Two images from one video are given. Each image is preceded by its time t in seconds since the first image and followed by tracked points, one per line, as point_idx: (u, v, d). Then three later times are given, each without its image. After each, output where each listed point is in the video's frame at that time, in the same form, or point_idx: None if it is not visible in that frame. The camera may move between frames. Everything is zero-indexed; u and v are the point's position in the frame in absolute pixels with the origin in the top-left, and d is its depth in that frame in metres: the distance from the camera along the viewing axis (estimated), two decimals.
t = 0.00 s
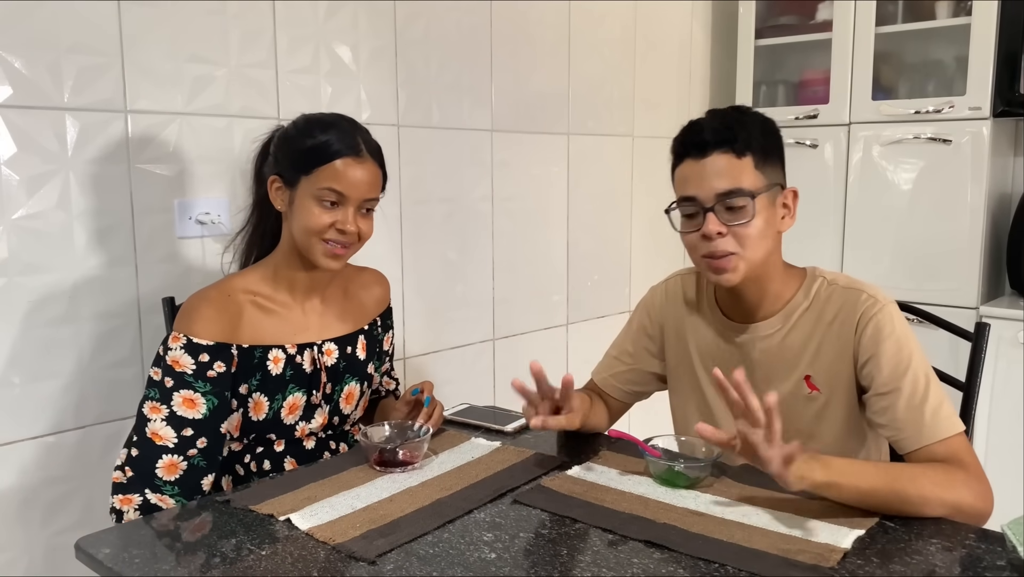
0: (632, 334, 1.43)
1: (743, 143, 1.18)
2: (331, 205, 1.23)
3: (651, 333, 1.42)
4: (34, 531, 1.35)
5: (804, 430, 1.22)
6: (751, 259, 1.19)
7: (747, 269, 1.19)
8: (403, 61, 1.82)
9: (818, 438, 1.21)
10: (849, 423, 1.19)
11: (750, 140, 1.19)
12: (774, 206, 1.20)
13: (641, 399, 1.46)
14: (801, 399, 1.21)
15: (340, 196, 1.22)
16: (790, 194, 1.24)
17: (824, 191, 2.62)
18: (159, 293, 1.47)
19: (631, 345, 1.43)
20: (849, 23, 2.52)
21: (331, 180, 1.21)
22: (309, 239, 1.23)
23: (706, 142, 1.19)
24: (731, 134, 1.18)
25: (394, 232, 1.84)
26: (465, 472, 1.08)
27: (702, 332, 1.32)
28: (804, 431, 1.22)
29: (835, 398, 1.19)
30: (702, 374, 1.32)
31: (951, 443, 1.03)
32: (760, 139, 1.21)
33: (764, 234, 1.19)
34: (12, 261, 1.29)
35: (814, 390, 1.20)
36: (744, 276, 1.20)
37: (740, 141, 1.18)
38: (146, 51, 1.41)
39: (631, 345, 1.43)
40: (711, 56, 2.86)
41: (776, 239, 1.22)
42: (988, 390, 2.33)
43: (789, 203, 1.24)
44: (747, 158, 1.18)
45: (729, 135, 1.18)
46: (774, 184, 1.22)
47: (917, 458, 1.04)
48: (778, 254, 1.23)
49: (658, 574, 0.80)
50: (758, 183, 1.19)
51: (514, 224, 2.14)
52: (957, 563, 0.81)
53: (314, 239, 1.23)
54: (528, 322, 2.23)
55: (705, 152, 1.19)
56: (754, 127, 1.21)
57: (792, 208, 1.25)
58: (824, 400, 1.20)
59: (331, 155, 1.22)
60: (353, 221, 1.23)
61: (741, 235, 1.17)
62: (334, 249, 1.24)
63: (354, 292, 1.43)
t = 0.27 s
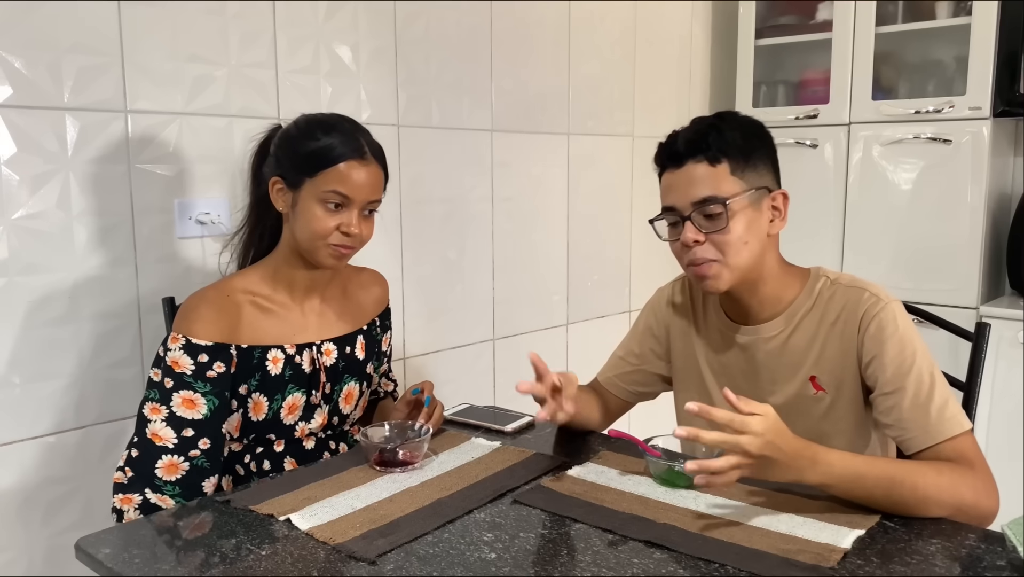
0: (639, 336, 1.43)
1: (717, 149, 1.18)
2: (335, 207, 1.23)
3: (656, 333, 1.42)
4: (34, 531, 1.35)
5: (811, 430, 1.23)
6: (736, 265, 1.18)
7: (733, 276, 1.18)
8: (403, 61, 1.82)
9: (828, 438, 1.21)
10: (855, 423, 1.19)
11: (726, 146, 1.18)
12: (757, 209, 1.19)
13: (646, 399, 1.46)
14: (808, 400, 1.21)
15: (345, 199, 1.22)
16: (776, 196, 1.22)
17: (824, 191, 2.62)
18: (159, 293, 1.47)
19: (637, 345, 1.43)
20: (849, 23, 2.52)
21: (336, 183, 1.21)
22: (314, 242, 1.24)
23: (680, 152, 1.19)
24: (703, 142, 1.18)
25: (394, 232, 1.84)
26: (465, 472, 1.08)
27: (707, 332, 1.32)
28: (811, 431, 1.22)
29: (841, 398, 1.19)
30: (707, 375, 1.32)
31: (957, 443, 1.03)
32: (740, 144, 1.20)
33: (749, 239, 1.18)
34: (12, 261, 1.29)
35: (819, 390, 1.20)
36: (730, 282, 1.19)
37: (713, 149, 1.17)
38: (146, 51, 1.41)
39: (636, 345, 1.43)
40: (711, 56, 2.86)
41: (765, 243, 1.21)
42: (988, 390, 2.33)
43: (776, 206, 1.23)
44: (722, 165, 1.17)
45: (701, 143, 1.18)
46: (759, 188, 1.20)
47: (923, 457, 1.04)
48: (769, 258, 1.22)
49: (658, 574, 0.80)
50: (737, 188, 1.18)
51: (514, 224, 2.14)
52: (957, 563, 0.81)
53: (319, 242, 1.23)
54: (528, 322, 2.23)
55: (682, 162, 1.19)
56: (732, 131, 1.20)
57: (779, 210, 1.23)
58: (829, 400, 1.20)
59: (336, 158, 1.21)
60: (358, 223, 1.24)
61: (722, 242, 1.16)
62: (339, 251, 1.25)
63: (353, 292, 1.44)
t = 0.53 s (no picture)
0: (633, 339, 1.43)
1: (755, 145, 1.19)
2: (342, 208, 1.23)
3: (650, 339, 1.42)
4: (34, 531, 1.35)
5: (808, 433, 1.22)
6: (755, 262, 1.19)
7: (750, 272, 1.19)
8: (403, 61, 1.82)
9: (825, 441, 1.21)
10: (851, 426, 1.19)
11: (763, 143, 1.19)
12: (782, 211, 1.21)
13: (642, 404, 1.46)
14: (804, 402, 1.21)
15: (352, 199, 1.23)
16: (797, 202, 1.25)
17: (824, 191, 2.62)
18: (159, 293, 1.47)
19: (632, 350, 1.43)
20: (849, 22, 2.52)
21: (343, 184, 1.22)
22: (321, 243, 1.24)
23: (719, 138, 1.19)
24: (745, 134, 1.18)
25: (394, 232, 1.84)
26: (465, 472, 1.08)
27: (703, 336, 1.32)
28: (807, 433, 1.22)
29: (837, 401, 1.19)
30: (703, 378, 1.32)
31: (953, 445, 1.03)
32: (773, 143, 1.21)
33: (770, 238, 1.19)
34: (12, 260, 1.29)
35: (816, 393, 1.20)
36: (746, 278, 1.20)
37: (753, 142, 1.18)
38: (146, 51, 1.41)
39: (631, 350, 1.43)
40: (711, 56, 2.86)
41: (778, 244, 1.23)
42: (988, 390, 2.32)
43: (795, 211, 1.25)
44: (758, 160, 1.18)
45: (743, 135, 1.18)
46: (782, 189, 1.22)
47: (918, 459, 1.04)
48: (779, 259, 1.23)
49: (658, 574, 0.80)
50: (768, 187, 1.19)
51: (514, 224, 2.14)
52: (957, 563, 0.81)
53: (325, 243, 1.24)
54: (528, 322, 2.23)
55: (717, 149, 1.19)
56: (768, 130, 1.21)
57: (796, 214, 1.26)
58: (827, 403, 1.20)
59: (340, 159, 1.22)
60: (364, 222, 1.25)
61: (747, 236, 1.17)
62: (346, 251, 1.25)
63: (353, 292, 1.44)
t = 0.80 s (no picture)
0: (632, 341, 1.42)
1: (772, 144, 1.20)
2: (346, 206, 1.24)
3: (650, 340, 1.42)
4: (34, 531, 1.35)
5: (810, 434, 1.22)
6: (765, 260, 1.19)
7: (759, 269, 1.19)
8: (403, 61, 1.83)
9: (825, 441, 1.21)
10: (853, 427, 1.19)
11: (779, 143, 1.20)
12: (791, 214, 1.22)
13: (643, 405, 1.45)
14: (807, 403, 1.21)
15: (355, 198, 1.23)
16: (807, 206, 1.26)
17: (824, 191, 2.62)
18: (159, 293, 1.47)
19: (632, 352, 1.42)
20: (849, 23, 2.52)
21: (346, 183, 1.22)
22: (326, 242, 1.24)
23: (736, 136, 1.20)
24: (761, 133, 1.20)
25: (394, 232, 1.84)
26: (465, 472, 1.08)
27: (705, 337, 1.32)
28: (808, 434, 1.22)
29: (840, 403, 1.19)
30: (705, 379, 1.31)
31: (956, 447, 1.03)
32: (787, 146, 1.23)
33: (780, 238, 1.20)
34: (12, 261, 1.29)
35: (819, 394, 1.20)
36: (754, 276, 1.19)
37: (770, 142, 1.19)
38: (146, 51, 1.41)
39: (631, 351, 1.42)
40: (711, 56, 2.86)
41: (786, 246, 1.23)
42: (988, 390, 2.32)
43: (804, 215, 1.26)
44: (772, 160, 1.20)
45: (760, 134, 1.19)
46: (793, 192, 1.23)
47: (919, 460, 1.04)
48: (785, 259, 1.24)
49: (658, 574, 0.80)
50: (780, 187, 1.20)
51: (514, 224, 2.14)
52: (957, 563, 0.81)
53: (330, 242, 1.24)
54: (528, 322, 2.23)
55: (735, 145, 1.20)
56: (783, 134, 1.23)
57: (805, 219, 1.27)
58: (829, 404, 1.20)
59: (341, 158, 1.22)
60: (367, 220, 1.25)
61: (757, 234, 1.18)
62: (350, 250, 1.26)
63: (354, 292, 1.44)
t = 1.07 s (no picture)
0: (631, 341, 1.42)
1: (764, 146, 1.20)
2: (344, 206, 1.24)
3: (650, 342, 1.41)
4: (34, 531, 1.35)
5: (809, 434, 1.22)
6: (760, 263, 1.19)
7: (754, 273, 1.20)
8: (403, 61, 1.82)
9: (824, 442, 1.21)
10: (853, 428, 1.19)
11: (771, 145, 1.20)
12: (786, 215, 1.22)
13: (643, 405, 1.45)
14: (805, 404, 1.21)
15: (353, 197, 1.23)
16: (802, 206, 1.26)
17: (824, 192, 2.62)
18: (159, 293, 1.47)
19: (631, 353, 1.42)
20: (849, 23, 2.52)
21: (343, 183, 1.22)
22: (325, 243, 1.24)
23: (728, 139, 1.19)
24: (753, 136, 1.19)
25: (394, 232, 1.84)
26: (465, 472, 1.08)
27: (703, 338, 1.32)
28: (807, 435, 1.22)
29: (838, 403, 1.19)
30: (704, 381, 1.31)
31: (955, 445, 1.03)
32: (780, 147, 1.23)
33: (775, 241, 1.20)
34: (12, 261, 1.29)
35: (817, 394, 1.20)
36: (750, 280, 1.20)
37: (762, 145, 1.19)
38: (146, 51, 1.41)
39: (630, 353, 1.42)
40: (711, 55, 2.86)
41: (782, 246, 1.23)
42: (988, 391, 2.32)
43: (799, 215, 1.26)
44: (765, 162, 1.19)
45: (751, 137, 1.19)
46: (787, 193, 1.23)
47: (919, 460, 1.04)
48: (780, 260, 1.24)
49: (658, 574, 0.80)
50: (774, 189, 1.20)
51: (514, 224, 2.14)
52: (957, 563, 0.81)
53: (329, 242, 1.24)
54: (528, 322, 2.23)
55: (726, 149, 1.19)
56: (777, 134, 1.23)
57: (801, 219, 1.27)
58: (827, 405, 1.19)
59: (338, 158, 1.22)
60: (365, 218, 1.25)
61: (753, 238, 1.18)
62: (349, 250, 1.26)
63: (353, 292, 1.44)
